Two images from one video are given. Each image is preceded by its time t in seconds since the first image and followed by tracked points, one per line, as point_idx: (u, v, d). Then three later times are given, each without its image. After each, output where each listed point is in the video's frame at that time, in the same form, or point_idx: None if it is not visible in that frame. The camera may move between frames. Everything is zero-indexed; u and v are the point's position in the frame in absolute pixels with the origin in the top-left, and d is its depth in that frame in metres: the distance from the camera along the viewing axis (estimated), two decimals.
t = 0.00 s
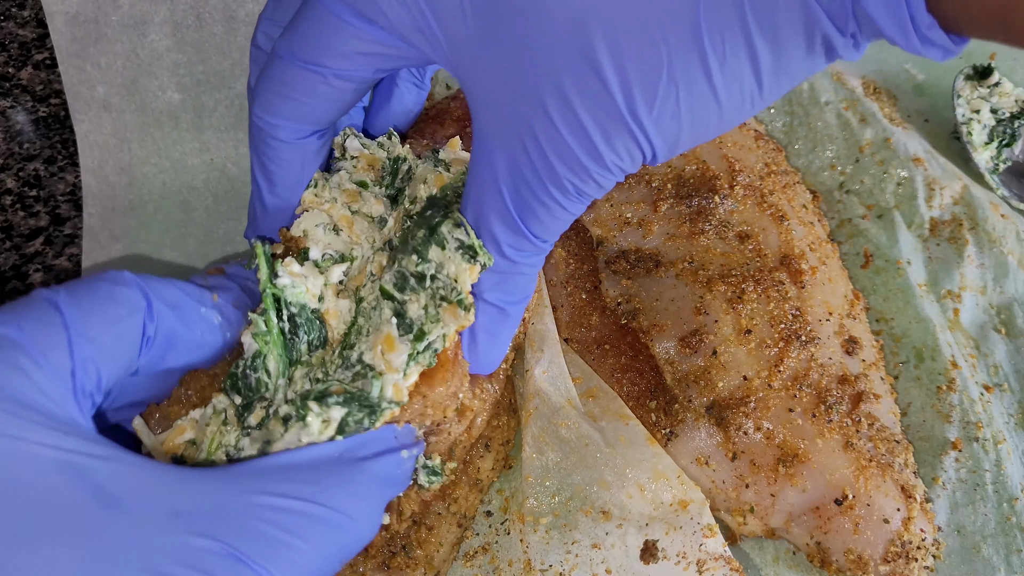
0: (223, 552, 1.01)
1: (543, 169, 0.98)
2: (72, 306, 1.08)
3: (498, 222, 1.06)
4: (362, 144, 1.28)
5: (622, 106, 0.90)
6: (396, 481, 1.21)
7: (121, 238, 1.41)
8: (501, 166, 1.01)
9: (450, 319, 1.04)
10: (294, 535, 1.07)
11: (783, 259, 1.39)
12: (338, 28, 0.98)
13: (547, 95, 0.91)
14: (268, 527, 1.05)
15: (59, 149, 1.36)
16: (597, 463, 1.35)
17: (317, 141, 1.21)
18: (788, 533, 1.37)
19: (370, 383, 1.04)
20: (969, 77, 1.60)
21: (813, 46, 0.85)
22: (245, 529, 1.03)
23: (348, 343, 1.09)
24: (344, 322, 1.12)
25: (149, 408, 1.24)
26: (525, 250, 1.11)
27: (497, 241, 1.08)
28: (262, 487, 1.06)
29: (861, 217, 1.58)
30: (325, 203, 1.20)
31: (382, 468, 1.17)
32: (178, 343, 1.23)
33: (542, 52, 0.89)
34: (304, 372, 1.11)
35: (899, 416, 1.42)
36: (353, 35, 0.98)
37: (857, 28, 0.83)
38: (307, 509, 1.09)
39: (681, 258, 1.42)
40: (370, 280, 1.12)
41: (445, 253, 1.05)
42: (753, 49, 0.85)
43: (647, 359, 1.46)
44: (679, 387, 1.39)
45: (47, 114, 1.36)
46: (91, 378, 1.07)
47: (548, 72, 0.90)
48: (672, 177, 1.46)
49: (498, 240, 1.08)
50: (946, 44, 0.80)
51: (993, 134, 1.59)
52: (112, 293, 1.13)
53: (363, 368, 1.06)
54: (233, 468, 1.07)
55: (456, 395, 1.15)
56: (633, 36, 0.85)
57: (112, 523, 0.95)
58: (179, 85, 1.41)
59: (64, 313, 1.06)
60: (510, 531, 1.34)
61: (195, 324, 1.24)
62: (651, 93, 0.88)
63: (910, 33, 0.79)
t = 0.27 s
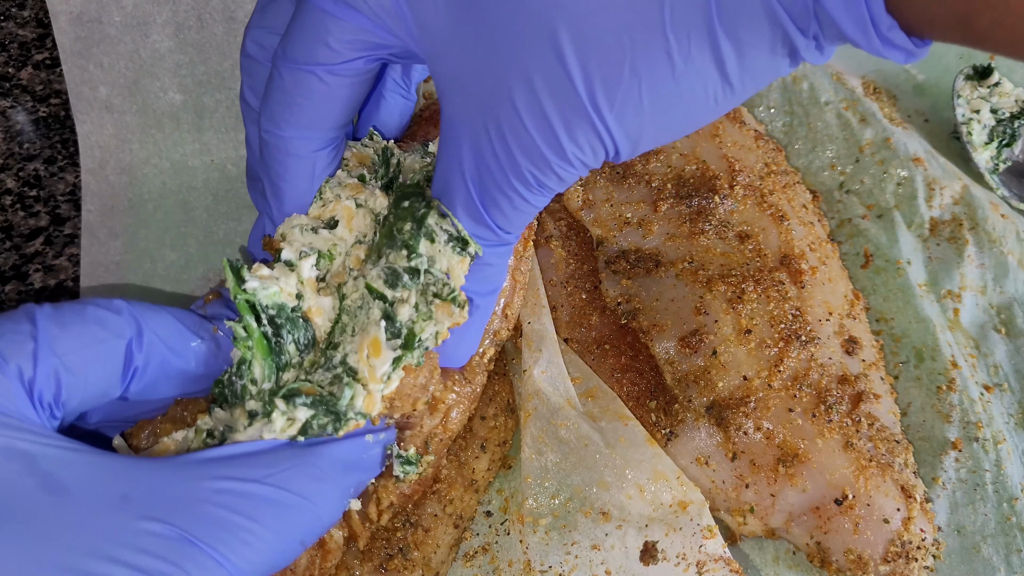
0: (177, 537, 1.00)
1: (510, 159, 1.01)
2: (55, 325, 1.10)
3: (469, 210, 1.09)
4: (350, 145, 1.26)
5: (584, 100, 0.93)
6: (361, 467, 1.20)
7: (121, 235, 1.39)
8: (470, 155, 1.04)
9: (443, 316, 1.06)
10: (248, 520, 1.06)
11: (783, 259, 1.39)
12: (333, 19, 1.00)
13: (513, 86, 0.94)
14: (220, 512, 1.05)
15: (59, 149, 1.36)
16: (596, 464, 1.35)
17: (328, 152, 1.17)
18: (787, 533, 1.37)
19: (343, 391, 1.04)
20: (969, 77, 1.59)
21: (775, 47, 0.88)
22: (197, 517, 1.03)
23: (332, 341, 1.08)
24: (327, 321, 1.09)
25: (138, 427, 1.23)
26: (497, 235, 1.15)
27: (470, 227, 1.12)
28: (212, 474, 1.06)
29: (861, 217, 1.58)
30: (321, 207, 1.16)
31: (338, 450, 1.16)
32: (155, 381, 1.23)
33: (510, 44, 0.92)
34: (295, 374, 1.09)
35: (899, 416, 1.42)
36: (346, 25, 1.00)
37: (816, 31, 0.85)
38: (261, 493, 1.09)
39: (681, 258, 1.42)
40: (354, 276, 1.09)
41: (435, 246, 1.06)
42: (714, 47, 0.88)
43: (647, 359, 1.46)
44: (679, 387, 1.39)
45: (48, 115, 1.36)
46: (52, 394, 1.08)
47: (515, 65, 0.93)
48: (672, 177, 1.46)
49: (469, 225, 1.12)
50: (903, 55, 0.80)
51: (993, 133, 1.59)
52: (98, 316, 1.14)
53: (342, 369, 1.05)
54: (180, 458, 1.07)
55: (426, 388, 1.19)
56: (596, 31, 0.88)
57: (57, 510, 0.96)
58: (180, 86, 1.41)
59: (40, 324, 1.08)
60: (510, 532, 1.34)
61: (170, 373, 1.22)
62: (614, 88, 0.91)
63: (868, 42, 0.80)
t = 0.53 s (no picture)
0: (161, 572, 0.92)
1: (533, 135, 0.92)
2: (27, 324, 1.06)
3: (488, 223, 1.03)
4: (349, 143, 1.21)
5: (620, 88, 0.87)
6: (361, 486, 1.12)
7: (121, 235, 1.38)
8: (491, 156, 0.98)
9: (434, 314, 0.99)
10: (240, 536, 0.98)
11: (783, 259, 1.39)
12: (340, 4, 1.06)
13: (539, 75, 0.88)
14: (205, 544, 0.95)
15: (58, 148, 1.36)
16: (596, 464, 1.35)
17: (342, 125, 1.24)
18: (787, 533, 1.37)
19: (326, 387, 0.96)
20: (969, 77, 1.59)
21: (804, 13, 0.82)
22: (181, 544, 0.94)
23: (319, 336, 0.98)
24: (308, 321, 0.99)
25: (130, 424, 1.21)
26: (508, 253, 1.08)
27: (483, 246, 1.06)
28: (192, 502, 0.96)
29: (861, 217, 1.59)
30: (315, 199, 1.06)
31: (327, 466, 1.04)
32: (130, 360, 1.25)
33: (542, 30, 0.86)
34: (278, 368, 0.98)
35: (899, 416, 1.42)
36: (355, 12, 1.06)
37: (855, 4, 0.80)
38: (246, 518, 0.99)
39: (681, 258, 1.42)
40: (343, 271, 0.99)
41: (433, 244, 0.99)
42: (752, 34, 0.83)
43: (647, 359, 1.46)
44: (679, 387, 1.39)
45: (47, 114, 1.37)
46: (52, 397, 1.07)
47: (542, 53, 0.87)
48: (672, 176, 1.46)
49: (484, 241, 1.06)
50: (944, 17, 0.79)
51: (993, 134, 1.59)
52: (70, 308, 1.11)
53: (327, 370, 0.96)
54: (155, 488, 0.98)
55: (410, 384, 1.03)
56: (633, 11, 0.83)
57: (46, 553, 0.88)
58: (179, 84, 1.40)
59: (19, 330, 1.05)
60: (509, 532, 1.35)
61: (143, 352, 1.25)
62: (643, 48, 0.84)
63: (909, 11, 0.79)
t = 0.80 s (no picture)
0: None
1: (548, 111, 1.00)
2: (21, 356, 1.20)
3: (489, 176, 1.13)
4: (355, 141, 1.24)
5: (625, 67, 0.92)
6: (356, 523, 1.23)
7: (120, 236, 1.40)
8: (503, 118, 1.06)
9: (454, 309, 1.08)
10: (248, 565, 1.13)
11: (783, 259, 1.39)
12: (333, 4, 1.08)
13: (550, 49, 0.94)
14: (207, 553, 1.09)
15: (59, 149, 1.36)
16: (596, 463, 1.35)
17: (346, 84, 1.23)
18: (787, 533, 1.37)
19: (355, 387, 1.03)
20: (969, 77, 1.59)
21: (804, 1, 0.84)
22: (194, 562, 1.08)
23: (338, 333, 1.07)
24: (327, 315, 1.09)
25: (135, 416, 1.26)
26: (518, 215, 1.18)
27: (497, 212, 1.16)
28: (200, 521, 1.09)
29: (861, 217, 1.58)
30: (319, 200, 1.13)
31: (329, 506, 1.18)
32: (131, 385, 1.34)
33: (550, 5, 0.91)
34: (297, 364, 1.08)
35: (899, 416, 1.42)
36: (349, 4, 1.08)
37: None
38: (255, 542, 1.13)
39: (681, 258, 1.42)
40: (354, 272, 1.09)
41: (449, 240, 1.08)
42: (751, 15, 0.85)
43: (647, 359, 1.46)
44: (679, 387, 1.39)
45: (47, 115, 1.35)
46: (45, 422, 1.19)
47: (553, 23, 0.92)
48: (672, 177, 1.46)
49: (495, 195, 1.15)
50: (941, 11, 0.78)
51: (993, 133, 1.59)
52: (55, 341, 1.24)
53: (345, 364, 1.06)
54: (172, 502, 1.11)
55: (429, 383, 1.12)
56: None
57: (57, 551, 1.00)
58: (179, 84, 1.41)
59: (11, 358, 1.18)
60: (509, 532, 1.36)
61: (142, 365, 1.35)
62: (647, 38, 0.89)
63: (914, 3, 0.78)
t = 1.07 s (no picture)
0: None
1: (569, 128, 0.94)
2: (23, 356, 1.13)
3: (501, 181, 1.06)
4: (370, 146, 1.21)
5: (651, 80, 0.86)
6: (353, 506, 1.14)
7: (119, 231, 1.40)
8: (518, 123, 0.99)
9: (471, 324, 1.05)
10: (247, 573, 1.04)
11: (783, 259, 1.39)
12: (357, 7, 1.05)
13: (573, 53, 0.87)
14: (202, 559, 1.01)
15: (59, 149, 1.37)
16: (597, 464, 1.35)
17: (363, 82, 1.20)
18: (787, 533, 1.37)
19: (375, 404, 1.01)
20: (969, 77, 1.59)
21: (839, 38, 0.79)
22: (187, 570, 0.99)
23: (353, 345, 1.00)
24: (340, 327, 1.01)
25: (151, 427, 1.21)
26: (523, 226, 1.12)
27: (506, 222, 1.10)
28: (194, 525, 1.00)
29: (861, 217, 1.58)
30: (332, 207, 1.09)
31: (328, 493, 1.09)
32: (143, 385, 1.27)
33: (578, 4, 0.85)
34: (311, 373, 1.00)
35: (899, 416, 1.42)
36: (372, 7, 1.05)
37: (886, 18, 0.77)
38: (250, 544, 1.05)
39: (681, 258, 1.42)
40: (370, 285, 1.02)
41: (466, 253, 1.03)
42: (784, 45, 0.80)
43: (648, 359, 1.46)
44: (679, 387, 1.39)
45: (48, 114, 1.37)
46: (47, 429, 1.11)
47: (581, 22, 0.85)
48: (672, 177, 1.46)
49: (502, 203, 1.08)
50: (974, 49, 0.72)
51: (993, 133, 1.59)
52: (65, 341, 1.18)
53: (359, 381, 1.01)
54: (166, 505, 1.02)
55: (442, 393, 1.09)
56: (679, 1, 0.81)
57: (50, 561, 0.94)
58: (179, 75, 1.40)
59: (15, 360, 1.12)
60: (511, 533, 1.35)
61: (165, 365, 1.29)
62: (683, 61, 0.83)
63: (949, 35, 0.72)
